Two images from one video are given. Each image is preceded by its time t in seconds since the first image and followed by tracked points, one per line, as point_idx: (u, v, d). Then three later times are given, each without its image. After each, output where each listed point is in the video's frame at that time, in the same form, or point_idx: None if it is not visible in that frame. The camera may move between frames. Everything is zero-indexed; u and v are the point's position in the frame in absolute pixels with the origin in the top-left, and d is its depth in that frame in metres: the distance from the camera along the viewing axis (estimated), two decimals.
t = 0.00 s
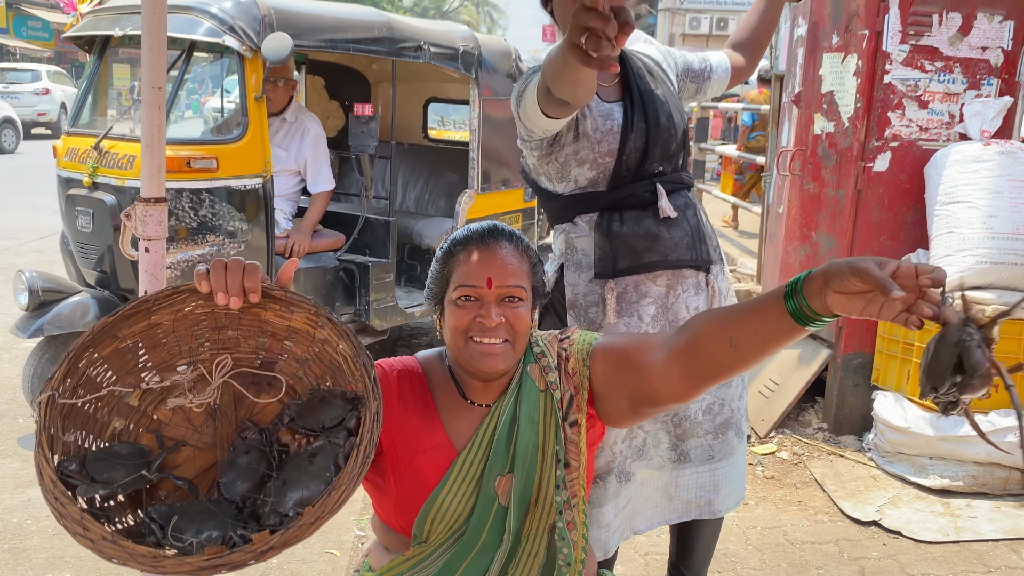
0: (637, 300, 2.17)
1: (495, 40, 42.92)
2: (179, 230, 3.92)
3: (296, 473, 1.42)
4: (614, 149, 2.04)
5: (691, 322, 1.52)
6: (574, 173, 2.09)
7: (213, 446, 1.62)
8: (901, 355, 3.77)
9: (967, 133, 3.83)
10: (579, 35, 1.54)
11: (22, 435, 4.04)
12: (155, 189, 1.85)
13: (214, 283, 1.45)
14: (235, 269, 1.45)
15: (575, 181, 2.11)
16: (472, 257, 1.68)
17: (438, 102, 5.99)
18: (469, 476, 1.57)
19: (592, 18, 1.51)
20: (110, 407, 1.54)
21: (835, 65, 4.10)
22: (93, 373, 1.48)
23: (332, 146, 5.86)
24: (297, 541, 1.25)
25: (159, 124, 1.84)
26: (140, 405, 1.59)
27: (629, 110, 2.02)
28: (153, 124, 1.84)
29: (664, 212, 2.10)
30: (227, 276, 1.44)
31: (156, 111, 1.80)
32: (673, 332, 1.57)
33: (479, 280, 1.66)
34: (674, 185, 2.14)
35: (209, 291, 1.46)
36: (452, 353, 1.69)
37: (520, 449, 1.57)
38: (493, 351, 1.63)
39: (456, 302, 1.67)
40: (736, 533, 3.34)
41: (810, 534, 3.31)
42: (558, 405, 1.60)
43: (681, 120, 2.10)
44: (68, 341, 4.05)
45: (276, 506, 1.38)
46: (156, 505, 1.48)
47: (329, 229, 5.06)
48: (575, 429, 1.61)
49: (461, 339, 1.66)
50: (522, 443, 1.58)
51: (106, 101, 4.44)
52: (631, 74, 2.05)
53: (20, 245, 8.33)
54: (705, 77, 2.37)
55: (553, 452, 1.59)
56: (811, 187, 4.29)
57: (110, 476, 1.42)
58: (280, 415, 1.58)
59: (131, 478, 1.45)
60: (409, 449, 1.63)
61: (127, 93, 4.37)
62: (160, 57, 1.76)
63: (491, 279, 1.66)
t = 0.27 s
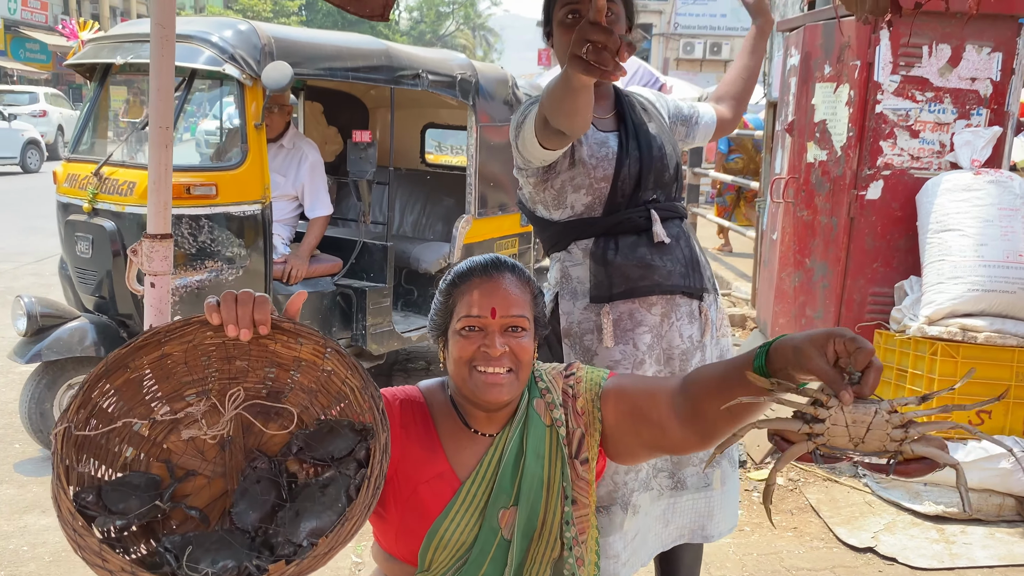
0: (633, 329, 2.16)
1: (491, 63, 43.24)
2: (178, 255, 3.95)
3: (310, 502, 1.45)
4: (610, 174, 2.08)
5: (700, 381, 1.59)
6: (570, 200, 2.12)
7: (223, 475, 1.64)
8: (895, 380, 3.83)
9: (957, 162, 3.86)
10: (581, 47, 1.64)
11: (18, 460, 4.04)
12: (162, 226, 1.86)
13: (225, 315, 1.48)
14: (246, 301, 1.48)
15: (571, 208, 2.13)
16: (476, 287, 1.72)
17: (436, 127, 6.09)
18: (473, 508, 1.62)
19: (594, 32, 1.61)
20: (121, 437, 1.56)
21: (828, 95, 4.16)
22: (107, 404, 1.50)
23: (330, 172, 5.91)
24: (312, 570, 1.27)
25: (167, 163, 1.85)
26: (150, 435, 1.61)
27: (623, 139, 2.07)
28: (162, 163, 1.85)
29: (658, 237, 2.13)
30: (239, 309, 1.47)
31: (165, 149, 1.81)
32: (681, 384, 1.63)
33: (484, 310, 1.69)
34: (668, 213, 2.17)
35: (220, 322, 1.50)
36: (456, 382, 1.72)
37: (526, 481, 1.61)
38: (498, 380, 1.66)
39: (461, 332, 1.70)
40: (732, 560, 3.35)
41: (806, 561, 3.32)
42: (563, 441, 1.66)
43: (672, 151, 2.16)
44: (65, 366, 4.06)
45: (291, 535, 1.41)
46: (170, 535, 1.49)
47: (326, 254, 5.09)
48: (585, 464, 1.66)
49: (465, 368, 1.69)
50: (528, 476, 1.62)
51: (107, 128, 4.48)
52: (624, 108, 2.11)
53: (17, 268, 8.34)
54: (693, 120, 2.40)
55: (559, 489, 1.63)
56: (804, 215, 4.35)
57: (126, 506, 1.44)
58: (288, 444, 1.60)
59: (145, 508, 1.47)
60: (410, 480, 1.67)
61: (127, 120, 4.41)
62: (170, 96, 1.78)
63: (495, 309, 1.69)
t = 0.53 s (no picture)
0: (615, 339, 2.16)
1: (484, 77, 43.40)
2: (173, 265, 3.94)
3: (326, 504, 1.44)
4: (598, 187, 2.08)
5: (696, 388, 1.63)
6: (558, 212, 2.12)
7: (236, 480, 1.63)
8: (890, 391, 3.86)
9: (950, 174, 3.91)
10: (582, 91, 1.61)
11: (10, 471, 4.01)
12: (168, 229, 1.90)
13: (239, 318, 1.47)
14: (260, 306, 1.47)
15: (558, 219, 2.13)
16: (485, 294, 1.72)
17: (430, 140, 6.09)
18: (479, 513, 1.62)
19: (596, 78, 1.59)
20: (134, 441, 1.55)
21: (822, 107, 4.19)
22: (121, 407, 1.49)
23: (325, 183, 5.91)
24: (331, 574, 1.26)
25: (174, 166, 1.89)
26: (162, 439, 1.60)
27: (613, 153, 2.08)
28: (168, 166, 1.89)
29: (643, 250, 2.13)
30: (253, 313, 1.47)
31: (172, 152, 1.84)
32: (681, 389, 1.67)
33: (492, 317, 1.69)
34: (652, 226, 2.17)
35: (233, 326, 1.48)
36: (460, 387, 1.72)
37: (530, 485, 1.62)
38: (504, 386, 1.66)
39: (468, 339, 1.70)
40: (729, 570, 3.35)
41: (803, 571, 3.32)
42: (567, 446, 1.67)
43: (659, 166, 2.17)
44: (60, 377, 4.04)
45: (308, 538, 1.40)
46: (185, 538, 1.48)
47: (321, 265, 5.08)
48: (589, 470, 1.68)
49: (472, 374, 1.69)
50: (532, 481, 1.62)
51: (102, 139, 4.47)
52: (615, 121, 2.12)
53: (8, 279, 8.30)
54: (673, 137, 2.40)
55: (563, 494, 1.64)
56: (798, 226, 4.37)
57: (143, 508, 1.43)
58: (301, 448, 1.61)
59: (162, 510, 1.46)
60: (414, 488, 1.67)
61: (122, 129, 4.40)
62: (178, 100, 1.82)
63: (504, 316, 1.69)
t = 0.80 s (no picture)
0: (612, 340, 2.21)
1: (476, 86, 43.55)
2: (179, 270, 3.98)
3: (369, 523, 1.51)
4: (598, 194, 2.13)
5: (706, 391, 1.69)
6: (558, 217, 2.16)
7: (274, 496, 1.68)
8: (886, 395, 3.92)
9: (944, 182, 4.00)
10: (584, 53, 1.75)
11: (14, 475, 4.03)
12: (200, 232, 1.92)
13: (274, 341, 1.49)
14: (295, 327, 1.49)
15: (559, 224, 2.17)
16: (501, 301, 1.75)
17: (429, 147, 6.15)
18: (497, 513, 1.68)
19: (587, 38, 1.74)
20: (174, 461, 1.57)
21: (818, 116, 4.26)
22: (162, 432, 1.51)
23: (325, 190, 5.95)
24: None
25: (206, 171, 1.89)
26: (200, 458, 1.62)
27: (613, 160, 2.12)
28: (201, 171, 1.89)
29: (640, 255, 2.17)
30: (289, 335, 1.48)
31: (206, 156, 1.85)
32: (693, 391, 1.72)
33: (510, 323, 1.73)
34: (651, 230, 2.21)
35: (268, 347, 1.50)
36: (478, 390, 1.77)
37: (546, 487, 1.67)
38: (522, 390, 1.71)
39: (486, 343, 1.74)
40: (730, 571, 3.39)
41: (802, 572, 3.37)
42: (580, 447, 1.71)
43: (661, 172, 2.20)
44: (64, 382, 4.06)
45: (355, 556, 1.47)
46: (234, 557, 1.54)
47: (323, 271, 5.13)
48: (604, 471, 1.72)
49: (490, 378, 1.74)
50: (548, 483, 1.67)
51: (106, 145, 4.51)
52: (619, 128, 2.16)
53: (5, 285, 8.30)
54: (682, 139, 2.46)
55: (577, 495, 1.69)
56: (795, 233, 4.43)
57: (194, 532, 1.49)
58: (335, 464, 1.66)
59: (212, 533, 1.51)
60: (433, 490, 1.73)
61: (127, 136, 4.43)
62: (212, 105, 1.83)
63: (522, 322, 1.73)
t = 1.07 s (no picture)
0: (611, 341, 2.27)
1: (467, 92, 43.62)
2: (181, 275, 4.02)
3: (387, 524, 1.55)
4: (600, 202, 2.19)
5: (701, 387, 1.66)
6: (562, 222, 2.23)
7: (297, 497, 1.73)
8: (879, 398, 3.99)
9: (935, 189, 4.08)
10: (582, 140, 1.74)
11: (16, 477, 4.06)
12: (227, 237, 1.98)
13: (298, 348, 1.54)
14: (318, 335, 1.55)
15: (563, 229, 2.24)
16: (509, 309, 1.81)
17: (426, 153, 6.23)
18: (508, 510, 1.74)
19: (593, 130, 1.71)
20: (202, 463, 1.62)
21: (812, 124, 4.34)
22: (191, 436, 1.56)
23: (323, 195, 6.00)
24: None
25: (235, 180, 1.96)
26: (227, 460, 1.67)
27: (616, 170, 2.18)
28: (229, 180, 1.95)
29: (640, 260, 2.22)
30: (312, 343, 1.53)
31: (235, 166, 1.92)
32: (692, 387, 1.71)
33: (518, 331, 1.79)
34: (652, 237, 2.26)
35: (292, 355, 1.55)
36: (487, 394, 1.83)
37: (555, 485, 1.73)
38: (530, 395, 1.77)
39: (494, 349, 1.80)
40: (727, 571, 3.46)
41: (798, 571, 3.43)
42: (587, 446, 1.75)
43: (665, 180, 2.25)
44: (67, 385, 4.10)
45: (375, 555, 1.52)
46: (261, 556, 1.60)
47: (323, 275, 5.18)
48: (610, 467, 1.75)
49: (499, 383, 1.80)
50: (558, 482, 1.73)
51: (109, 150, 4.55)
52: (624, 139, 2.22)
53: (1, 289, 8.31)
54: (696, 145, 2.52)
55: (586, 492, 1.73)
56: (789, 238, 4.51)
57: (224, 531, 1.55)
58: (355, 466, 1.71)
59: (240, 532, 1.57)
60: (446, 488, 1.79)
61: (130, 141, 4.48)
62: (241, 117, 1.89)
63: (529, 330, 1.79)
